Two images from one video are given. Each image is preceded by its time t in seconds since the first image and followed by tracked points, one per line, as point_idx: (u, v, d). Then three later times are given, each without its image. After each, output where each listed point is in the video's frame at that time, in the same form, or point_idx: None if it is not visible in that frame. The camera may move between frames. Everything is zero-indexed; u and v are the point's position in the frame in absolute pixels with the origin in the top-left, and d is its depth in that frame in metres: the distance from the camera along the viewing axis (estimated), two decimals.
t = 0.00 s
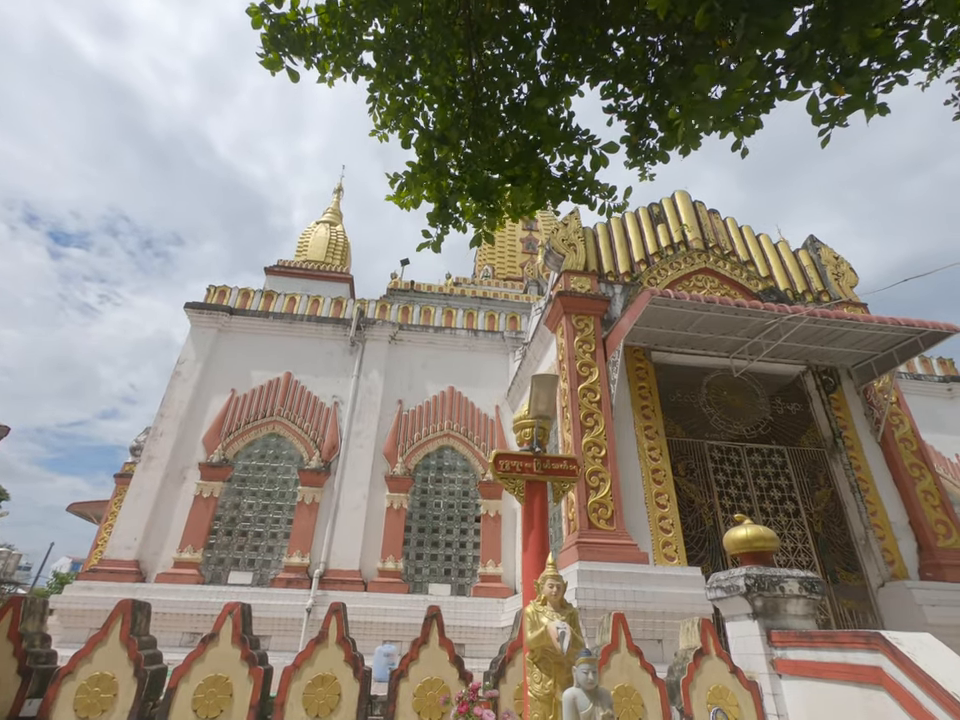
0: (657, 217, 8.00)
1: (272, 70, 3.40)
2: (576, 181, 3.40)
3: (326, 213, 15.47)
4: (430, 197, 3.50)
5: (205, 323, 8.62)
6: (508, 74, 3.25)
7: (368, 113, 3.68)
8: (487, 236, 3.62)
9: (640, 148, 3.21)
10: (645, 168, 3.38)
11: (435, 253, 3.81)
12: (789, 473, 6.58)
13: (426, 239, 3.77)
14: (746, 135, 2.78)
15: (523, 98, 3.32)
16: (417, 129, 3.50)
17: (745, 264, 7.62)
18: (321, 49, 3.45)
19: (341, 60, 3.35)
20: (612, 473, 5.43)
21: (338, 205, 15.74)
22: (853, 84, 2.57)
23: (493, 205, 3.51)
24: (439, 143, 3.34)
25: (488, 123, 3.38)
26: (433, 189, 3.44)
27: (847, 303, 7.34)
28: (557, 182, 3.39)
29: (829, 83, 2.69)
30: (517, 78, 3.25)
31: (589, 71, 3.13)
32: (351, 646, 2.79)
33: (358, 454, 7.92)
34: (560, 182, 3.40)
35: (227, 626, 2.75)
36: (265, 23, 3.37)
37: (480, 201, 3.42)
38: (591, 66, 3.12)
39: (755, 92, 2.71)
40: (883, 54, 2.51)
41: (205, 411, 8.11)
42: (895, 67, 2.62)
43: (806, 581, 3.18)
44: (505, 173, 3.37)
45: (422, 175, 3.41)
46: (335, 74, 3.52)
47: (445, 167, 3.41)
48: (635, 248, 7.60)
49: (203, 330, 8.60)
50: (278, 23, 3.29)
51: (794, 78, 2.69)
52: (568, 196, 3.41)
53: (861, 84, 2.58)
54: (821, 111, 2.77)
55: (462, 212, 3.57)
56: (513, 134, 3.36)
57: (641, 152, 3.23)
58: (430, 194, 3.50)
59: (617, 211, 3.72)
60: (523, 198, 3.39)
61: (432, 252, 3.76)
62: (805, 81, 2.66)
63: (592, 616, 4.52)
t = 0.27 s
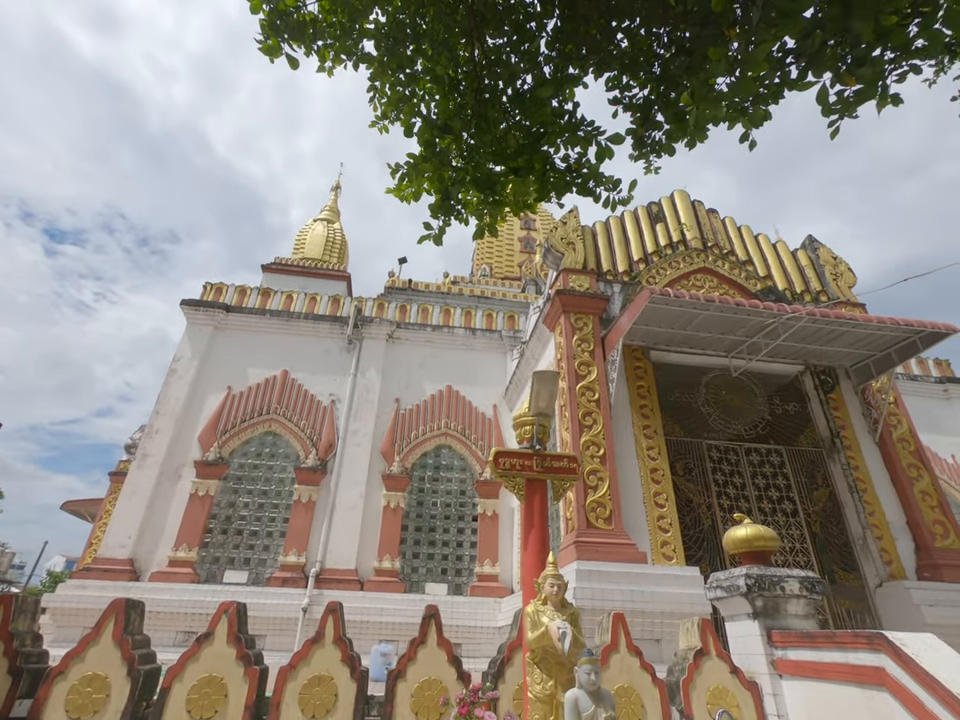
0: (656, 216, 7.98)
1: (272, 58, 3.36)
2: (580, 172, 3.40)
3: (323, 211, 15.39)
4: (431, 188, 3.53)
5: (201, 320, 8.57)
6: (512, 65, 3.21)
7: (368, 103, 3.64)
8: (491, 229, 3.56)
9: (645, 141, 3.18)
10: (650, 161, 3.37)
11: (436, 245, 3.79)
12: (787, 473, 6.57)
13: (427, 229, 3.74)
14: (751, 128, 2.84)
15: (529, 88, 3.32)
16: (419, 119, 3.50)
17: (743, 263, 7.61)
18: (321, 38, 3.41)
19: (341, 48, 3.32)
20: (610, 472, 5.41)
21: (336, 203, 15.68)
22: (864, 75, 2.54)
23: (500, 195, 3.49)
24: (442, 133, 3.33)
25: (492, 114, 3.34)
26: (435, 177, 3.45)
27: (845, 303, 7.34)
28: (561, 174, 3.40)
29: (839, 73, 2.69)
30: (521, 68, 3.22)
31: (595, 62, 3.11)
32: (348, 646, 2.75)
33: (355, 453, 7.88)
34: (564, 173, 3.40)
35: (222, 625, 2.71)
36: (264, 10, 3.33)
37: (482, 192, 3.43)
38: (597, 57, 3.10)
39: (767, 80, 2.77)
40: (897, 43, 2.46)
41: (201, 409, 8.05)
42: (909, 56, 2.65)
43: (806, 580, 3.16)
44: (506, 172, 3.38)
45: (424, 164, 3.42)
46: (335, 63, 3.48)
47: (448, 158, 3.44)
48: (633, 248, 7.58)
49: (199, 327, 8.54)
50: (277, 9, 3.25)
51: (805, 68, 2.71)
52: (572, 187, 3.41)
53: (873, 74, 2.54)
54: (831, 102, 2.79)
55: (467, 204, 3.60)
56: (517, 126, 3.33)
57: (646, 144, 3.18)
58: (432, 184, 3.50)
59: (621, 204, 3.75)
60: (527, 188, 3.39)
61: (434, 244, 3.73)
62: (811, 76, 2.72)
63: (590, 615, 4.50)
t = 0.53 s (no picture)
0: (656, 215, 7.96)
1: (272, 45, 3.33)
2: (587, 165, 3.38)
3: (321, 208, 15.33)
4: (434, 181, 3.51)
5: (198, 318, 8.51)
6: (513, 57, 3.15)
7: (370, 94, 3.61)
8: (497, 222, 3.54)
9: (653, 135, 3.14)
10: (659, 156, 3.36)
11: (439, 238, 3.73)
12: (786, 474, 6.55)
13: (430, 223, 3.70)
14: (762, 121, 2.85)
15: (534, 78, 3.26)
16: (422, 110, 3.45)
17: (743, 263, 7.59)
18: (322, 26, 3.38)
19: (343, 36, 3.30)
20: (609, 472, 5.38)
21: (334, 201, 15.64)
22: (880, 65, 2.53)
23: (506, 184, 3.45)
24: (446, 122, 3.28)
25: (495, 107, 3.27)
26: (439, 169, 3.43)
27: (845, 304, 7.32)
28: (566, 167, 3.37)
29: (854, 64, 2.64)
30: (526, 59, 3.17)
31: (602, 54, 3.06)
32: (345, 647, 2.71)
33: (352, 452, 7.84)
34: (569, 165, 3.38)
35: (218, 626, 2.67)
36: None
37: (486, 184, 3.38)
38: (604, 48, 3.06)
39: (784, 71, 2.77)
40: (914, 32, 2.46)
41: (197, 407, 8.00)
42: (925, 46, 2.62)
43: (809, 581, 3.13)
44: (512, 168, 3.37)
45: (427, 155, 3.38)
46: (337, 52, 3.45)
47: (452, 150, 3.39)
48: (633, 247, 7.56)
49: (196, 325, 8.49)
50: None
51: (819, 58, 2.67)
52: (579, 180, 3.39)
53: (889, 65, 2.54)
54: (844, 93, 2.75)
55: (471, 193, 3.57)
56: (520, 119, 3.28)
57: (653, 137, 3.16)
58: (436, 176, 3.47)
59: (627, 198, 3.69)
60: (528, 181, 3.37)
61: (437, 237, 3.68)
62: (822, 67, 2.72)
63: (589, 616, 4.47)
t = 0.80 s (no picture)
0: (656, 216, 7.93)
1: (270, 34, 3.29)
2: (592, 160, 3.33)
3: (320, 207, 15.28)
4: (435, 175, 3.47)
5: (195, 316, 8.46)
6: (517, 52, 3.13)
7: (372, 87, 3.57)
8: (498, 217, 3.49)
9: (658, 131, 3.11)
10: (664, 152, 3.30)
11: (440, 233, 3.68)
12: (785, 475, 6.53)
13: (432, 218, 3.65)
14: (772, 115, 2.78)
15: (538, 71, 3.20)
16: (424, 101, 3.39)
17: (743, 264, 7.57)
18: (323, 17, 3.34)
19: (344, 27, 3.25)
20: (608, 473, 5.35)
21: (333, 200, 15.59)
22: (896, 56, 2.49)
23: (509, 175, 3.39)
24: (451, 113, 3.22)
25: (497, 101, 3.22)
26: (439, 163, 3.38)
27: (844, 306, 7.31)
28: (571, 161, 3.35)
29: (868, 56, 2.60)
30: (529, 52, 3.10)
31: (607, 48, 3.04)
32: (342, 648, 2.68)
33: (350, 452, 7.79)
34: (574, 160, 3.36)
35: (213, 627, 2.64)
36: None
37: (488, 178, 3.35)
38: (609, 43, 3.03)
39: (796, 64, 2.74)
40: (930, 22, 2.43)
41: (194, 406, 7.95)
42: (940, 37, 2.58)
43: (810, 584, 3.10)
44: (513, 163, 3.32)
45: (429, 148, 3.35)
46: (339, 43, 3.41)
47: (454, 143, 3.33)
48: (633, 247, 7.53)
49: (193, 323, 8.44)
50: None
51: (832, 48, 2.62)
52: (585, 175, 3.37)
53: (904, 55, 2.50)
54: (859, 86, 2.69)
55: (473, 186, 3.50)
56: (523, 114, 3.24)
57: (660, 132, 3.12)
58: (438, 170, 3.43)
59: (631, 194, 3.59)
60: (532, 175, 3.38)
61: (437, 232, 3.64)
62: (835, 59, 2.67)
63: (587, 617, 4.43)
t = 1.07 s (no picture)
0: (656, 217, 7.91)
1: (270, 22, 3.24)
2: (596, 153, 3.28)
3: (318, 206, 15.24)
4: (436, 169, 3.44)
5: (193, 315, 8.42)
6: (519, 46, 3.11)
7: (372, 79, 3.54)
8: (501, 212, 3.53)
9: (663, 125, 3.07)
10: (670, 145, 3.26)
11: (440, 227, 3.64)
12: (784, 477, 6.51)
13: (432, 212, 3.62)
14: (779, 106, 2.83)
15: (542, 63, 3.18)
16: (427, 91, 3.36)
17: (743, 265, 7.55)
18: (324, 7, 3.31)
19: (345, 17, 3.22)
20: (607, 474, 5.33)
21: (332, 199, 15.56)
22: (911, 44, 2.48)
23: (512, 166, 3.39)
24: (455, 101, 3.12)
25: (499, 92, 3.18)
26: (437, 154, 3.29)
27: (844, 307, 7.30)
28: (574, 156, 3.31)
29: (883, 45, 2.58)
30: (532, 43, 3.05)
31: (612, 43, 3.04)
32: (338, 650, 2.64)
33: (347, 452, 7.75)
34: (578, 154, 3.32)
35: (207, 628, 2.60)
36: None
37: (492, 171, 3.33)
38: (615, 38, 3.03)
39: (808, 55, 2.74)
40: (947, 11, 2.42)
41: (191, 405, 7.91)
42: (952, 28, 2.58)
43: (811, 586, 3.08)
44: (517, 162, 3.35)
45: (429, 140, 3.26)
46: (340, 33, 3.38)
47: (454, 135, 3.22)
48: (632, 248, 7.51)
49: (191, 322, 8.40)
50: None
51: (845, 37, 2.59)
52: (589, 169, 3.34)
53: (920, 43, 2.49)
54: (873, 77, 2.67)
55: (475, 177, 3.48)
56: (525, 108, 3.21)
57: (665, 126, 3.08)
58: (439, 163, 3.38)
59: (636, 189, 3.54)
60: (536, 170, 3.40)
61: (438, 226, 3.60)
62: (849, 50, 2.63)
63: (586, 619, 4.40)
